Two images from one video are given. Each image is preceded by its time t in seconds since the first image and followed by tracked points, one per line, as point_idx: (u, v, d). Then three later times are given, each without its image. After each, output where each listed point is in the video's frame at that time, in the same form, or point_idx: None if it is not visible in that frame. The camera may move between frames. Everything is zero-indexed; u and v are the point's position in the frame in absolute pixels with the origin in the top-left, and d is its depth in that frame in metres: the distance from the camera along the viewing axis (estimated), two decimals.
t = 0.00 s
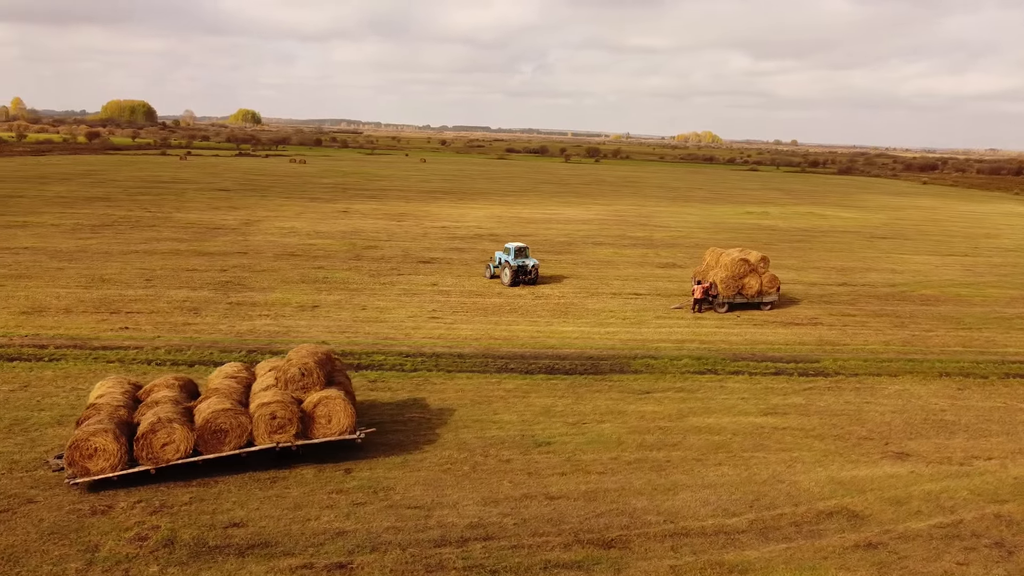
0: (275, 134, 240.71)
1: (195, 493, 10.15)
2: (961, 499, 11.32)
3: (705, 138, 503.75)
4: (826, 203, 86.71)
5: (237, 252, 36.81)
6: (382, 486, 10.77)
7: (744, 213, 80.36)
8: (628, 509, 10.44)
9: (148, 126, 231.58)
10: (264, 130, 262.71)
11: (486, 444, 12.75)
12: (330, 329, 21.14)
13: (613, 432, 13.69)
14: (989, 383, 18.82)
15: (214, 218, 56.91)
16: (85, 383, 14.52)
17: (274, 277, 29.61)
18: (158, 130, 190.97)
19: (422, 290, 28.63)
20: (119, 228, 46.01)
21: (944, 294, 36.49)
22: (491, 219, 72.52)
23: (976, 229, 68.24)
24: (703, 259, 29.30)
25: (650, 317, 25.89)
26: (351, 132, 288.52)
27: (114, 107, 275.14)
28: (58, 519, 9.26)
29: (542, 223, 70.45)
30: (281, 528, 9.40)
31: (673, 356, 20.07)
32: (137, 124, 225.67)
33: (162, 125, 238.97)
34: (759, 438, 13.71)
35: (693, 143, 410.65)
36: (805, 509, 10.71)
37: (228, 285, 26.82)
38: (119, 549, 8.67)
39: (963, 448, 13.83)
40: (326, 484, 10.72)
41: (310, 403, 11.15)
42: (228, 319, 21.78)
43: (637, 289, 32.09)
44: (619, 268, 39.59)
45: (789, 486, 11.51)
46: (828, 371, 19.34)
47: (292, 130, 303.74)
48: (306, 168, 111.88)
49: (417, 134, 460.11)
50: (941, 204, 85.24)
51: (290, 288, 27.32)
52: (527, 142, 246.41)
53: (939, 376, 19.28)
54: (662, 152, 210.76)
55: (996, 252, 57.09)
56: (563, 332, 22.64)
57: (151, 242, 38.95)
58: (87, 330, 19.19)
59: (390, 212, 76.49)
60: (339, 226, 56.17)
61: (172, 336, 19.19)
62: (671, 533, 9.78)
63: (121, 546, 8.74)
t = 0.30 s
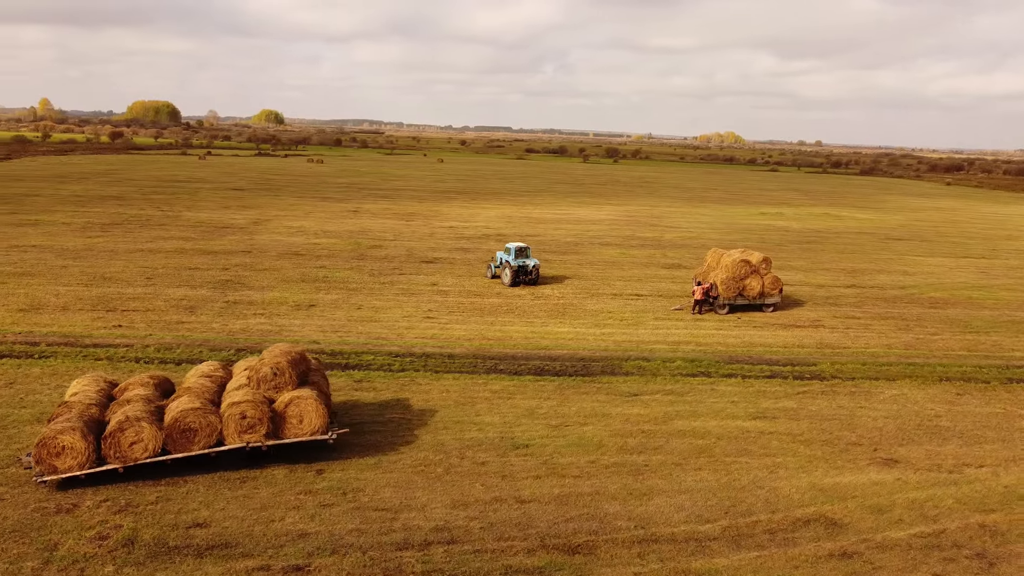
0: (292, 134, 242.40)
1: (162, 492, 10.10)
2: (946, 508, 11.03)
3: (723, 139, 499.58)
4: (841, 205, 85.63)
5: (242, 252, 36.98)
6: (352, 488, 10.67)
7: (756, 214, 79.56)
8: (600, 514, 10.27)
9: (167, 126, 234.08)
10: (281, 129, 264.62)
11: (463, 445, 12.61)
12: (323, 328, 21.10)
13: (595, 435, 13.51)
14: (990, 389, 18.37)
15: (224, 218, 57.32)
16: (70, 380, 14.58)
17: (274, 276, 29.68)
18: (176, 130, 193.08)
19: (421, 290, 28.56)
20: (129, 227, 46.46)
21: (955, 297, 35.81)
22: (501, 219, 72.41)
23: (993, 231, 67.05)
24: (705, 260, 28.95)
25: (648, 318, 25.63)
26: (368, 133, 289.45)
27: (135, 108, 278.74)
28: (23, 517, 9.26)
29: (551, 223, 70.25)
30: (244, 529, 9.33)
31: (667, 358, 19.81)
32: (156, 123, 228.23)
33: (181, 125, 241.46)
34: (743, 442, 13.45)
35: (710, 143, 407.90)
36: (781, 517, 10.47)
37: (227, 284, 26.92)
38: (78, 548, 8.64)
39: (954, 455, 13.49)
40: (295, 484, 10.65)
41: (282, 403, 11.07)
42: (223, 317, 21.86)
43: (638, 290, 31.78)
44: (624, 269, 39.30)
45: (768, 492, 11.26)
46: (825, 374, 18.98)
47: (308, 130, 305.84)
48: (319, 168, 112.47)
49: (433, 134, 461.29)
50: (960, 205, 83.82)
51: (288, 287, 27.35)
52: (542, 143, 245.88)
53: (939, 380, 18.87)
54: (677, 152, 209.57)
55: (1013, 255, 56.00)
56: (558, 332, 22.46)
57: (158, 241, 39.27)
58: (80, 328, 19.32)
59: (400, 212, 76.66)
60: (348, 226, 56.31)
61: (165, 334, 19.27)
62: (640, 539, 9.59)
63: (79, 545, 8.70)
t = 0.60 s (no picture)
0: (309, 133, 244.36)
1: (129, 492, 10.08)
2: (929, 518, 10.72)
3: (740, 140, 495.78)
4: (856, 206, 84.45)
5: (246, 251, 37.16)
6: (320, 490, 10.57)
7: (768, 216, 78.70)
8: (569, 520, 10.09)
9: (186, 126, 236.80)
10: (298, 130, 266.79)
11: (440, 448, 12.48)
12: (315, 328, 21.08)
13: (575, 439, 13.32)
14: (992, 395, 17.87)
15: (233, 217, 57.74)
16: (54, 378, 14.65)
17: (274, 275, 29.77)
18: (194, 130, 195.21)
19: (419, 290, 28.48)
20: (138, 227, 46.93)
21: (967, 300, 35.05)
22: (510, 219, 72.23)
23: (1012, 233, 65.69)
24: (706, 262, 28.60)
25: (646, 320, 25.35)
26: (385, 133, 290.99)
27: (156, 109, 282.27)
28: None
29: (560, 224, 70.00)
30: (205, 530, 9.27)
31: (660, 361, 19.53)
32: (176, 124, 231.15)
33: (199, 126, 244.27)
34: (727, 447, 13.19)
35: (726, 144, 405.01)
36: (756, 525, 10.22)
37: (226, 284, 27.04)
38: (36, 548, 8.64)
39: (945, 463, 13.13)
40: (263, 486, 10.58)
41: (252, 403, 11.01)
42: (217, 316, 21.93)
43: (640, 291, 31.47)
44: (628, 270, 38.98)
45: (746, 499, 11.01)
46: (821, 379, 18.61)
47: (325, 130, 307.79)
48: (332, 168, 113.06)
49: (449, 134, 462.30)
50: (979, 207, 82.29)
51: (286, 286, 27.43)
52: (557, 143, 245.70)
53: (938, 386, 18.42)
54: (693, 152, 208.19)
55: None
56: (553, 334, 22.27)
57: (165, 241, 39.62)
58: (74, 326, 19.45)
59: (410, 212, 76.78)
60: (356, 225, 56.48)
61: (156, 333, 19.36)
62: (606, 547, 9.40)
63: (38, 545, 8.70)
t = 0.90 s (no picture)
0: (326, 133, 245.98)
1: (94, 492, 10.05)
2: (909, 529, 10.41)
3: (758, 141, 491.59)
4: (872, 208, 83.19)
5: (250, 251, 37.34)
6: (285, 492, 10.46)
7: (782, 217, 77.76)
8: (535, 526, 9.88)
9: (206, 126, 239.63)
10: (316, 130, 268.63)
11: (414, 451, 12.32)
12: (307, 327, 21.06)
13: (554, 443, 13.10)
14: (994, 403, 17.35)
15: (243, 217, 58.22)
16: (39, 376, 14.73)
17: (275, 275, 29.89)
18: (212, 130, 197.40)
19: (418, 290, 28.39)
20: (149, 226, 47.44)
21: (979, 304, 34.26)
22: (520, 220, 72.04)
23: None
24: (708, 264, 28.21)
25: (644, 323, 25.04)
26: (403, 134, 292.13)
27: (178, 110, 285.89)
28: None
29: (570, 224, 69.71)
30: (163, 532, 9.19)
31: (653, 363, 19.25)
32: (196, 124, 233.90)
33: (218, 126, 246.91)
34: (709, 453, 12.90)
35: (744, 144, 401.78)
36: (728, 534, 9.96)
37: (225, 283, 27.17)
38: None
39: (934, 472, 12.74)
40: (230, 487, 10.49)
41: (220, 404, 10.92)
42: (211, 315, 22.00)
43: (642, 293, 31.12)
44: (633, 271, 38.62)
45: (720, 508, 10.75)
46: (816, 383, 18.21)
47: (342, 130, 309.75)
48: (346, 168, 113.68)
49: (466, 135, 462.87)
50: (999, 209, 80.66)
51: (286, 286, 27.51)
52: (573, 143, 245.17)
53: (938, 392, 17.92)
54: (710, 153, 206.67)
55: None
56: (547, 335, 22.05)
57: (172, 240, 39.97)
58: (67, 325, 19.59)
59: (421, 211, 76.90)
60: (365, 225, 56.64)
61: (148, 331, 19.42)
62: (569, 555, 9.20)
63: None
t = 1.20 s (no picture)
0: (344, 133, 247.37)
1: (58, 492, 10.01)
2: (888, 541, 10.07)
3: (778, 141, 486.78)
4: (890, 210, 81.80)
5: (255, 250, 37.53)
6: (250, 494, 10.35)
7: (797, 218, 76.71)
8: (499, 533, 9.69)
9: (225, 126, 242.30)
10: (334, 130, 270.23)
11: (387, 453, 12.18)
12: (299, 327, 21.03)
13: (532, 447, 12.89)
14: (996, 410, 16.80)
15: (254, 217, 58.62)
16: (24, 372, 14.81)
17: (275, 274, 29.97)
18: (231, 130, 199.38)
19: (416, 291, 28.28)
20: (159, 225, 47.92)
21: (992, 308, 33.40)
22: (531, 220, 71.78)
23: None
24: (709, 265, 27.78)
25: (642, 325, 24.73)
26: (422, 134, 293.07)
27: (206, 110, 290.30)
28: None
29: (581, 225, 69.35)
30: (120, 533, 9.13)
31: (644, 367, 18.95)
32: (216, 124, 236.37)
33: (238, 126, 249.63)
34: (690, 460, 12.61)
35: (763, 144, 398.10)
36: (697, 544, 9.68)
37: (224, 282, 27.29)
38: None
39: (923, 482, 12.34)
40: (195, 488, 10.41)
41: (187, 404, 10.84)
42: (206, 314, 22.06)
43: (643, 294, 30.75)
44: (638, 272, 38.26)
45: (693, 516, 10.47)
46: (811, 388, 17.79)
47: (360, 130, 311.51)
48: (360, 167, 114.20)
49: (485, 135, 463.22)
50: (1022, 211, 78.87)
51: (284, 285, 27.54)
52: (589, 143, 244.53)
53: (937, 399, 17.43)
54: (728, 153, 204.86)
55: None
56: (540, 337, 21.83)
57: (180, 239, 40.30)
58: (61, 323, 19.75)
59: (432, 211, 76.98)
60: (374, 225, 56.76)
61: (141, 329, 19.53)
62: (530, 564, 9.00)
63: None
